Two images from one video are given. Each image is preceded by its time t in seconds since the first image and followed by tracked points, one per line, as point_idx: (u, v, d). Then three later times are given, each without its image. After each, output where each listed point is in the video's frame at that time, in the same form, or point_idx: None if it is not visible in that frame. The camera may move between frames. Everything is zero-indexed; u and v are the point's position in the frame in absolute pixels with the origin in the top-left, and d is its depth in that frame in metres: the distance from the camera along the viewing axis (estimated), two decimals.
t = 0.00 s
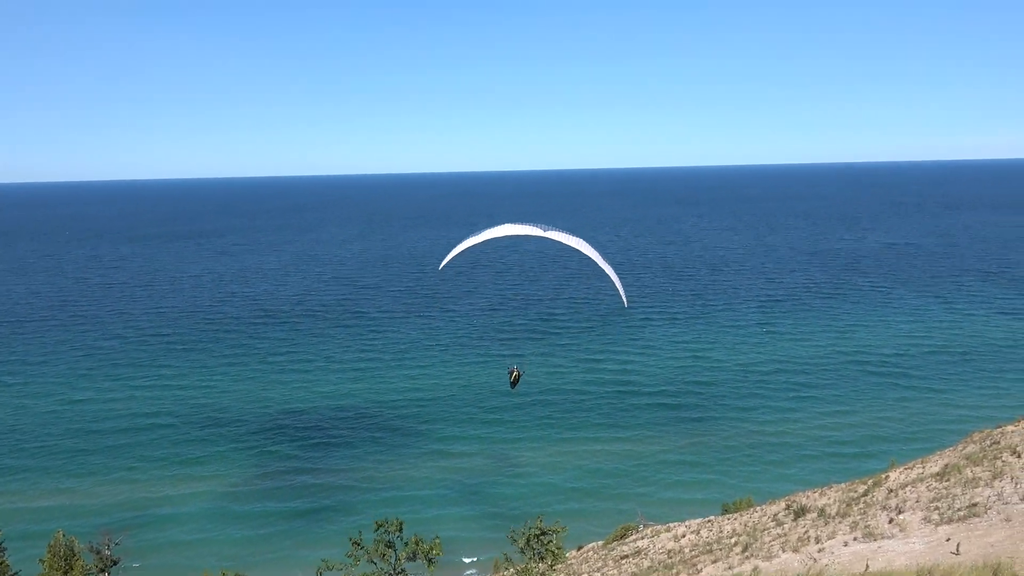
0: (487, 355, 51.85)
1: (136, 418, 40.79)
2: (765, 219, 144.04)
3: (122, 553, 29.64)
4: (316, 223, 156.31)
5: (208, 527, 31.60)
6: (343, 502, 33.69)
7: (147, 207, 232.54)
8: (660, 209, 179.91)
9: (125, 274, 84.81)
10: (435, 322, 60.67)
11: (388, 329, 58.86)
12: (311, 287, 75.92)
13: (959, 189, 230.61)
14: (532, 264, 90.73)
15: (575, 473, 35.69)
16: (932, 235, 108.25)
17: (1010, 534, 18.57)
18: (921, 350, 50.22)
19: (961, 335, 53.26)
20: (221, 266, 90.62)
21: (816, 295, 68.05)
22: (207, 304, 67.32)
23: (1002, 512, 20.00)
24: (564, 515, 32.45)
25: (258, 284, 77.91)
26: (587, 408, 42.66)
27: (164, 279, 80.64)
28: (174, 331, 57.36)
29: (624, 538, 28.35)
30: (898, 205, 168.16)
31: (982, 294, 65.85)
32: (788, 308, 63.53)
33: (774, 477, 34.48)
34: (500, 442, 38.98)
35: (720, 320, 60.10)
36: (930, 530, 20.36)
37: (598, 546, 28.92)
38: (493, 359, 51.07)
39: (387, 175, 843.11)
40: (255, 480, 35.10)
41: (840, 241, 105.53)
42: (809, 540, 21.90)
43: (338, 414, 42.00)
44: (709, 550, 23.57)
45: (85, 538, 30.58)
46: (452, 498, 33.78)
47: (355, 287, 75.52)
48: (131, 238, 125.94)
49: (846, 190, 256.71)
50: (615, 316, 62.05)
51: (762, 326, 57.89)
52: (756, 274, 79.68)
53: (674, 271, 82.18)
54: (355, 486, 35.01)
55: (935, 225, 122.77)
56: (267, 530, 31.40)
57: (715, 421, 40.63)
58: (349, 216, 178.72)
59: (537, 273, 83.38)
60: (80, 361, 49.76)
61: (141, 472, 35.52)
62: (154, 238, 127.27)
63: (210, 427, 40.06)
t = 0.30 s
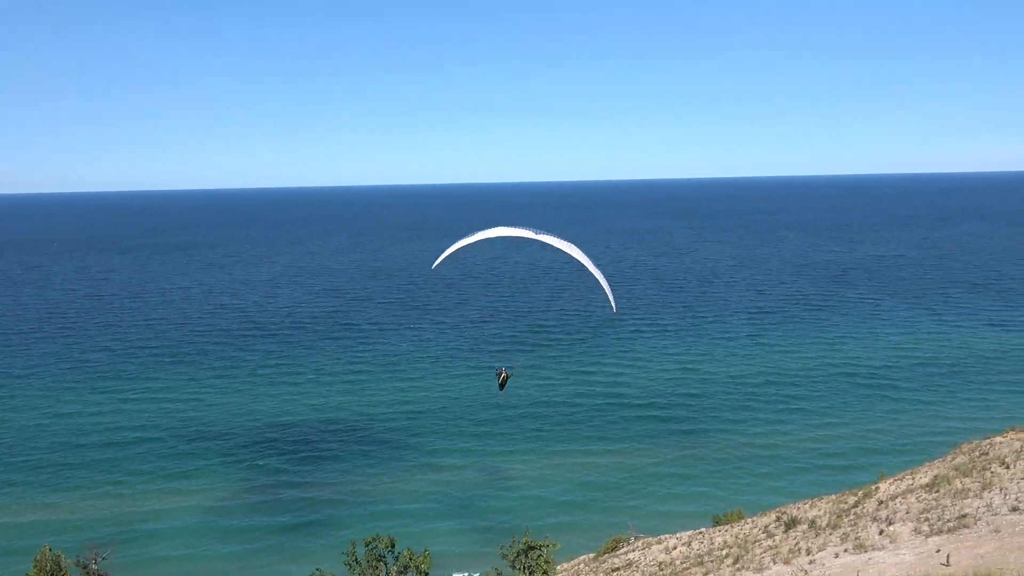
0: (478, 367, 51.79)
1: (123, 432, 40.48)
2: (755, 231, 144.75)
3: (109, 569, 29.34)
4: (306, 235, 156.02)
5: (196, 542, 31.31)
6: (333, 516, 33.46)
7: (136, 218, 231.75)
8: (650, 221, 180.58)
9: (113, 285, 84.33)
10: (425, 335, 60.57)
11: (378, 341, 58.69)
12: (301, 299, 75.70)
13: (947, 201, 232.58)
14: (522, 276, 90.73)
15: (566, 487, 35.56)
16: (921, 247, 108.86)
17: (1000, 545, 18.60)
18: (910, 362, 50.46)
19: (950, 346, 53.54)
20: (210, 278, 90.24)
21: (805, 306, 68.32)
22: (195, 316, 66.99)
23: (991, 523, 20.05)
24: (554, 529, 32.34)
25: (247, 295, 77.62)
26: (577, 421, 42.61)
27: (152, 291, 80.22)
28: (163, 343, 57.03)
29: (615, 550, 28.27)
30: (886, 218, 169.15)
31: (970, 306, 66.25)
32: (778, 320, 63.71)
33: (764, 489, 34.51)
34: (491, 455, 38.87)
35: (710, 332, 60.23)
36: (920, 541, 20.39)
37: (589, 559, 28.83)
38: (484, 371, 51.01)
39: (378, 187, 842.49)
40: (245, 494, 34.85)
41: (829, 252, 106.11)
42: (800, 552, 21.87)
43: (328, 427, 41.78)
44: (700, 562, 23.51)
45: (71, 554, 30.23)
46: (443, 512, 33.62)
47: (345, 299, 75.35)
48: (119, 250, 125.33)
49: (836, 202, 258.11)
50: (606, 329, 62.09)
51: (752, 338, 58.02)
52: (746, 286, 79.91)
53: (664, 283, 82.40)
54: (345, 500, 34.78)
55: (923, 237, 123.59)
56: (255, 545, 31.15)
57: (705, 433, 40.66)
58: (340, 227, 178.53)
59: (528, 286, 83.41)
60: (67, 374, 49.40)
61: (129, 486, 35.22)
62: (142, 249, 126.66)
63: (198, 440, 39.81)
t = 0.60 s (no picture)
0: (472, 380, 51.63)
1: (115, 445, 40.20)
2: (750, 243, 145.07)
3: None
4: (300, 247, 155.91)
5: (187, 557, 31.00)
6: (326, 531, 33.18)
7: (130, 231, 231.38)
8: (644, 233, 181.13)
9: (105, 298, 84.04)
10: (420, 347, 60.41)
11: (372, 353, 58.50)
12: (295, 311, 75.50)
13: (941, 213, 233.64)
14: (516, 288, 90.72)
15: (561, 501, 35.34)
16: (914, 258, 109.27)
17: (995, 557, 18.52)
18: (905, 374, 50.47)
19: (944, 358, 53.57)
20: (204, 290, 90.02)
21: (799, 318, 68.37)
22: (188, 328, 66.74)
23: (986, 534, 19.98)
24: (549, 544, 32.11)
25: (241, 307, 77.41)
26: (572, 434, 42.44)
27: (145, 303, 79.95)
28: (156, 356, 56.79)
29: (610, 563, 28.08)
30: (880, 230, 169.70)
31: (964, 317, 66.41)
32: (773, 331, 63.75)
33: (760, 502, 34.37)
34: (485, 469, 38.65)
35: (705, 343, 60.21)
36: (915, 553, 20.30)
37: (584, 572, 28.63)
38: (479, 384, 50.85)
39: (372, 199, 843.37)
40: (237, 509, 34.56)
41: (823, 264, 106.39)
42: (796, 565, 21.76)
43: (322, 441, 41.52)
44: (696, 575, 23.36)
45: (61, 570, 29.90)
46: (437, 527, 33.36)
47: (339, 311, 75.21)
48: (112, 262, 125.07)
49: (830, 214, 259.04)
50: (600, 341, 62.02)
51: (747, 350, 58.01)
52: (740, 297, 80.00)
53: (659, 295, 82.47)
54: (338, 515, 34.51)
55: (916, 248, 124.02)
56: (247, 560, 30.87)
57: (700, 446, 40.53)
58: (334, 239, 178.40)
59: (522, 297, 83.38)
60: (58, 387, 49.10)
61: (120, 501, 34.91)
62: (136, 261, 126.36)
63: (190, 454, 39.53)
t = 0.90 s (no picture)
0: (469, 390, 51.56)
1: (110, 455, 40.00)
2: (746, 252, 145.41)
3: None
4: (297, 256, 155.91)
5: (181, 568, 30.77)
6: (321, 543, 33.01)
7: (127, 239, 231.00)
8: (641, 242, 181.50)
9: (101, 306, 83.84)
10: (416, 356, 60.33)
11: (369, 363, 58.40)
12: (291, 320, 75.37)
13: (937, 223, 234.59)
14: (514, 297, 90.75)
15: (558, 512, 35.21)
16: (910, 269, 109.62)
17: (992, 568, 18.44)
18: (902, 384, 50.50)
19: (941, 368, 53.63)
20: (200, 299, 89.86)
21: (796, 328, 68.46)
22: (184, 337, 66.58)
23: (983, 545, 19.90)
24: (546, 556, 31.96)
25: (237, 316, 77.25)
26: (570, 444, 42.35)
27: (141, 312, 79.78)
28: (151, 365, 56.62)
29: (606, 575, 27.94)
30: (876, 240, 170.09)
31: (960, 327, 66.55)
32: (770, 341, 63.80)
33: (757, 514, 34.28)
34: (482, 480, 38.52)
35: (701, 353, 60.23)
36: (912, 563, 20.20)
37: None
38: (476, 393, 50.76)
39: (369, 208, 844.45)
40: (232, 520, 34.35)
41: (820, 274, 106.64)
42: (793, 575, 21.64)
43: (318, 451, 41.36)
44: None
45: None
46: (433, 538, 33.20)
47: (336, 320, 75.11)
48: (108, 271, 124.88)
49: (826, 224, 259.75)
50: (597, 350, 62.00)
51: (743, 360, 58.01)
52: (737, 307, 80.09)
53: (656, 305, 82.54)
54: (333, 526, 34.30)
55: (912, 259, 124.41)
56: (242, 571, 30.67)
57: (697, 457, 40.44)
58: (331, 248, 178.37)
59: (519, 307, 83.35)
60: (53, 396, 48.91)
61: (113, 512, 34.67)
62: (131, 270, 126.17)
63: (185, 465, 39.32)
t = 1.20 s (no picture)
0: (462, 396, 51.47)
1: (99, 463, 39.74)
2: (738, 259, 145.84)
3: None
4: (288, 261, 155.48)
5: None
6: (313, 551, 32.83)
7: (119, 245, 230.23)
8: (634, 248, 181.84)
9: (90, 313, 83.39)
10: (409, 362, 60.22)
11: (361, 369, 58.26)
12: (283, 326, 75.11)
13: (928, 229, 235.66)
14: (506, 303, 90.76)
15: (551, 519, 35.12)
16: (901, 274, 110.09)
17: (985, 572, 18.46)
18: (894, 390, 50.67)
19: (933, 374, 53.84)
20: (191, 305, 89.46)
21: (788, 334, 68.63)
22: (175, 344, 66.26)
23: (975, 549, 19.95)
24: (539, 563, 31.87)
25: (228, 323, 76.95)
26: (563, 451, 42.30)
27: (132, 318, 79.37)
28: (142, 372, 56.33)
29: None
30: (867, 246, 170.87)
31: (952, 333, 66.86)
32: (762, 347, 63.92)
33: (750, 520, 34.26)
34: (474, 487, 38.42)
35: (694, 359, 60.30)
36: (904, 568, 20.22)
37: None
38: (468, 400, 50.67)
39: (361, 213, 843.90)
40: (223, 529, 34.15)
41: (812, 280, 107.00)
42: None
43: (310, 459, 41.18)
44: None
45: None
46: (426, 546, 33.07)
47: (328, 326, 74.89)
48: (99, 277, 124.22)
49: (818, 230, 260.59)
50: (590, 356, 62.00)
51: (736, 365, 58.10)
52: (730, 313, 80.26)
53: (648, 311, 82.64)
54: (325, 534, 34.13)
55: (903, 264, 124.94)
56: None
57: (690, 464, 40.42)
58: (323, 254, 177.96)
59: (512, 313, 83.34)
60: (42, 403, 48.58)
61: (103, 520, 34.41)
62: (122, 276, 125.52)
63: (175, 473, 39.09)
